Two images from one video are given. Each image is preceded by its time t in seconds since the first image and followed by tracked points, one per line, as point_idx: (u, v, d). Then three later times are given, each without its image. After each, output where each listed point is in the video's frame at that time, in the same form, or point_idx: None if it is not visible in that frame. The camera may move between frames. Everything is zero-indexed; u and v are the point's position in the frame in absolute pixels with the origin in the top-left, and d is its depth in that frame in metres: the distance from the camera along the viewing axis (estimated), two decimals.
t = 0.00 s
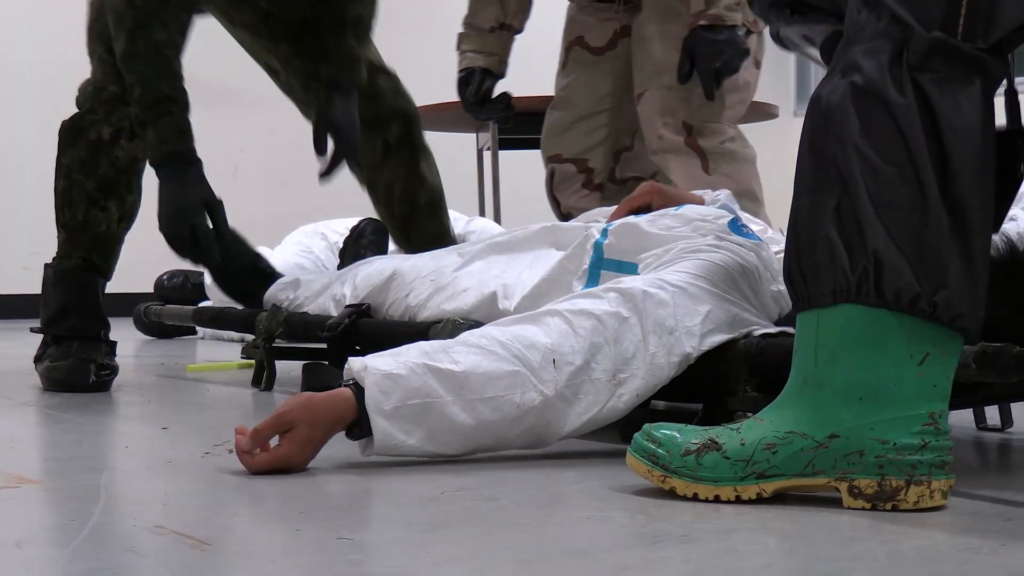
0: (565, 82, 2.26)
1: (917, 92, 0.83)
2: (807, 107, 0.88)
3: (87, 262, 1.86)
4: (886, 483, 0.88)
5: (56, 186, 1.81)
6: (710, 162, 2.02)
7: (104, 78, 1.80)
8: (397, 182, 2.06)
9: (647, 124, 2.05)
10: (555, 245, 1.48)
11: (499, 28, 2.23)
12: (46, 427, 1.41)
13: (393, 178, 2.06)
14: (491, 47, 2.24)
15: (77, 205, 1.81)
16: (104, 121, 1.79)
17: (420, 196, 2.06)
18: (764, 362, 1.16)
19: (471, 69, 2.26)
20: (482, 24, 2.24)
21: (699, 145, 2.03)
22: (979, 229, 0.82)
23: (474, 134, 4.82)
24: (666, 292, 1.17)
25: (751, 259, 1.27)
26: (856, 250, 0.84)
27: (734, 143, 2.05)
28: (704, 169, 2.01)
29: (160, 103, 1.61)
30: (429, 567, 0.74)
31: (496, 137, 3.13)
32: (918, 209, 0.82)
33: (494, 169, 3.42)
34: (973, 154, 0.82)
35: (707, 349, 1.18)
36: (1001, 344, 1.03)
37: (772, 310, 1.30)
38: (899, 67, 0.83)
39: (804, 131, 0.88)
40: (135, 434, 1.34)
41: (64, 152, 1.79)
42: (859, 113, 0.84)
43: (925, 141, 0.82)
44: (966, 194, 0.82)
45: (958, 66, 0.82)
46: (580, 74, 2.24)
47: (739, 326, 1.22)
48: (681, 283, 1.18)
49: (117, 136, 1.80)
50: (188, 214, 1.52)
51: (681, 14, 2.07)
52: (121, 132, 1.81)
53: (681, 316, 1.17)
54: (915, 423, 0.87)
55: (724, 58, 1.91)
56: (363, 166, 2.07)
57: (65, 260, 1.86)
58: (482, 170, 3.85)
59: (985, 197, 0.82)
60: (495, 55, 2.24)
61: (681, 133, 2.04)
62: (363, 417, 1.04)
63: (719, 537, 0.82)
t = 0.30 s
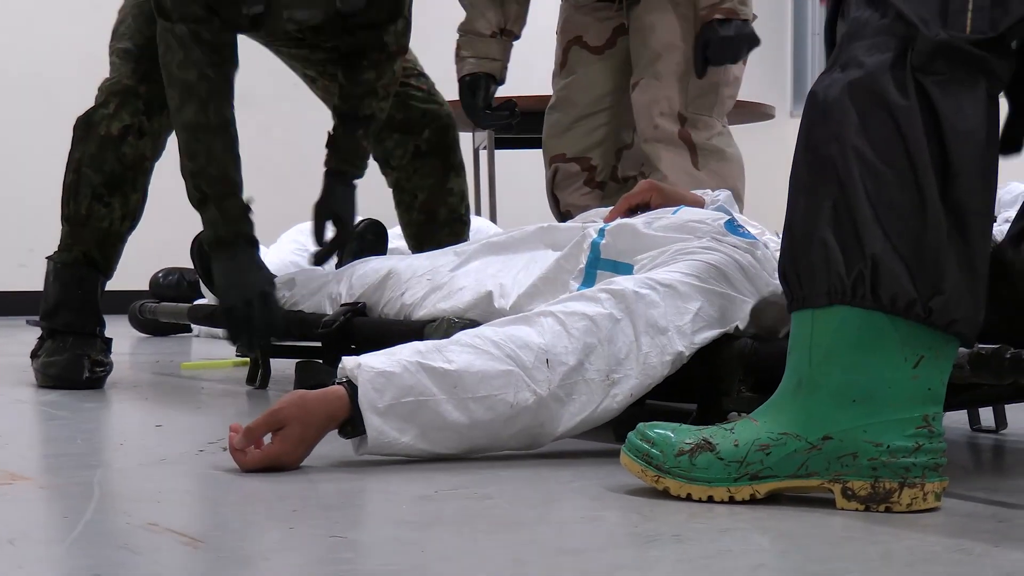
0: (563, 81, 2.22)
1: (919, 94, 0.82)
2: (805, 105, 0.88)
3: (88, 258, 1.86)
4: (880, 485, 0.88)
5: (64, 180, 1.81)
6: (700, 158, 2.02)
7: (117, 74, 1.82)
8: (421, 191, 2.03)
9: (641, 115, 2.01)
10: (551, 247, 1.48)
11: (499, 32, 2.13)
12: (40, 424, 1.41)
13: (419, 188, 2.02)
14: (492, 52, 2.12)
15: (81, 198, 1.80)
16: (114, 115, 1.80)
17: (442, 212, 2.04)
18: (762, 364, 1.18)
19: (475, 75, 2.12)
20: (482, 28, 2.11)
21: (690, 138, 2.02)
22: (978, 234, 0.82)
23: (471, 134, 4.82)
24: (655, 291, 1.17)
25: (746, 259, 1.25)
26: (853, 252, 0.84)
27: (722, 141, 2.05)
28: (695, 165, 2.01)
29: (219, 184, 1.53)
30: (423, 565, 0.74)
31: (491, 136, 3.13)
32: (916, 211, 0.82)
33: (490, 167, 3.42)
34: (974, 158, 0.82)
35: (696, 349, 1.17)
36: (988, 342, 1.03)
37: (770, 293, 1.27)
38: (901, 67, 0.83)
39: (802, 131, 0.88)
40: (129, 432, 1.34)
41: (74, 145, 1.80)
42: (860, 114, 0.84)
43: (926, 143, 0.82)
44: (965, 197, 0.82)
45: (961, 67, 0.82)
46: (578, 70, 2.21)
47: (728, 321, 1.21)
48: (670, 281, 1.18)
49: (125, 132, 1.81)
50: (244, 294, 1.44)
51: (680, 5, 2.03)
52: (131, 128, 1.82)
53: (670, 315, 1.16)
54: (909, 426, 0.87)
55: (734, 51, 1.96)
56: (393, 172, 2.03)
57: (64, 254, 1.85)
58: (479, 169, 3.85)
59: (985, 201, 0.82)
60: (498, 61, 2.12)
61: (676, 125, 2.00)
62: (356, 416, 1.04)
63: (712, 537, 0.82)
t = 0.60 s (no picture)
0: (564, 77, 2.22)
1: (923, 94, 0.82)
2: (810, 103, 0.88)
3: (73, 261, 1.86)
4: (868, 483, 0.89)
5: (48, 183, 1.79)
6: (702, 166, 2.02)
7: (98, 74, 1.76)
8: (394, 196, 1.99)
9: (645, 119, 2.00)
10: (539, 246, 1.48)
11: (512, 32, 2.08)
12: (29, 423, 1.41)
13: (390, 192, 1.99)
14: (506, 51, 2.07)
15: (66, 201, 1.78)
16: (97, 117, 1.76)
17: (416, 214, 2.00)
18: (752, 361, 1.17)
19: (484, 73, 2.06)
20: (495, 27, 2.07)
21: (693, 146, 2.01)
22: (977, 237, 0.82)
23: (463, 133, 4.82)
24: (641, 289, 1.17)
25: (735, 255, 1.25)
26: (849, 249, 0.84)
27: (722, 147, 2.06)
28: (696, 172, 2.01)
29: (234, 225, 1.57)
30: (411, 564, 0.74)
31: (481, 136, 3.14)
32: (914, 212, 0.82)
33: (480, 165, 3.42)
34: (977, 161, 0.82)
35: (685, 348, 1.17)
36: (999, 346, 1.03)
37: (761, 295, 1.25)
38: (907, 67, 0.83)
39: (806, 128, 0.88)
40: (118, 431, 1.34)
41: (57, 148, 1.77)
42: (863, 112, 0.84)
43: (928, 144, 0.82)
44: (965, 199, 0.82)
45: (967, 70, 0.82)
46: (579, 70, 2.21)
47: (717, 320, 1.21)
48: (659, 281, 1.18)
49: (109, 135, 1.77)
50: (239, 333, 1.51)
51: (693, 11, 2.00)
52: (115, 131, 1.78)
53: (658, 315, 1.17)
54: (899, 425, 0.87)
55: (741, 71, 1.92)
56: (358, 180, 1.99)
57: (51, 258, 1.85)
58: (469, 168, 3.85)
59: (987, 205, 0.82)
60: (510, 60, 2.07)
61: (679, 131, 1.99)
62: (345, 414, 1.04)
63: (700, 536, 0.82)
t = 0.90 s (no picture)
0: (579, 76, 2.20)
1: (922, 98, 0.83)
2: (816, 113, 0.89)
3: (68, 261, 1.86)
4: (857, 482, 0.89)
5: (41, 183, 1.80)
6: (706, 169, 2.00)
7: (91, 74, 1.78)
8: (382, 201, 1.99)
9: (652, 119, 2.00)
10: (535, 246, 1.49)
11: (515, 37, 2.03)
12: (26, 424, 1.40)
13: (378, 197, 1.99)
14: (508, 55, 2.02)
15: (60, 201, 1.79)
16: (89, 117, 1.76)
17: (406, 218, 1.99)
18: (746, 363, 1.17)
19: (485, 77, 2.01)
20: (497, 29, 2.02)
21: (699, 147, 2.00)
22: (975, 239, 0.82)
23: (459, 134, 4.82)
24: (635, 289, 1.17)
25: (731, 255, 1.26)
26: (843, 248, 0.84)
27: (732, 147, 2.04)
28: (700, 173, 1.99)
29: (173, 187, 1.63)
30: (408, 564, 0.74)
31: (479, 136, 3.13)
32: (910, 213, 0.82)
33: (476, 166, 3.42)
34: (975, 165, 0.81)
35: (682, 348, 1.17)
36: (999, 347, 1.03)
37: (758, 295, 1.24)
38: (908, 72, 0.84)
39: (811, 136, 0.89)
40: (115, 432, 1.34)
41: (51, 148, 1.77)
42: (865, 117, 0.85)
43: (926, 147, 0.82)
44: (963, 200, 0.82)
45: (967, 73, 0.82)
46: (596, 68, 2.18)
47: (714, 321, 1.22)
48: (655, 281, 1.18)
49: (101, 135, 1.78)
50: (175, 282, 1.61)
51: (701, 10, 1.99)
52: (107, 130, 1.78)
53: (654, 314, 1.17)
54: (889, 423, 0.87)
55: (748, 81, 1.88)
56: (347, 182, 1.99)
57: (45, 259, 1.85)
58: (465, 170, 3.85)
59: (985, 209, 0.82)
60: (511, 65, 2.02)
61: (685, 133, 1.99)
62: (341, 414, 1.04)
63: (697, 536, 0.82)
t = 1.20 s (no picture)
0: (588, 75, 2.19)
1: (905, 94, 0.83)
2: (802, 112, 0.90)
3: (65, 262, 1.86)
4: (854, 473, 0.88)
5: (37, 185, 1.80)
6: (707, 171, 2.00)
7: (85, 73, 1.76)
8: (375, 205, 1.99)
9: (656, 119, 2.01)
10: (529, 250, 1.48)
11: (484, 41, 1.94)
12: (25, 426, 1.40)
13: (371, 201, 1.98)
14: (472, 55, 1.92)
15: (56, 202, 1.79)
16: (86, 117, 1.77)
17: (400, 221, 2.00)
18: (744, 361, 1.16)
19: (444, 73, 1.90)
20: (470, 30, 1.93)
21: (701, 148, 2.00)
22: (964, 231, 0.82)
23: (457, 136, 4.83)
24: (633, 290, 1.17)
25: (730, 256, 1.26)
26: (834, 246, 0.85)
27: (737, 151, 2.03)
28: (701, 176, 1.99)
29: (142, 138, 1.61)
30: (407, 566, 0.74)
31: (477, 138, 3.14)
32: (898, 208, 0.83)
33: (475, 168, 3.43)
34: (960, 158, 0.81)
35: (682, 348, 1.17)
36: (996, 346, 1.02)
37: (756, 296, 1.23)
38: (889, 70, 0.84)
39: (797, 136, 0.89)
40: (115, 434, 1.33)
41: (46, 149, 1.77)
42: (850, 115, 0.85)
43: (910, 142, 0.82)
44: (949, 192, 0.82)
45: (946, 68, 0.82)
46: (605, 66, 2.17)
47: (713, 321, 1.22)
48: (653, 282, 1.18)
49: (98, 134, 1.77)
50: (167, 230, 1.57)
51: (708, 10, 1.99)
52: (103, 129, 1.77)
53: (653, 314, 1.17)
54: (884, 415, 0.86)
55: (758, 98, 1.82)
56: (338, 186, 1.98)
57: (43, 260, 1.85)
58: (464, 171, 3.85)
59: (974, 201, 0.82)
60: (476, 66, 1.92)
61: (688, 134, 1.99)
62: (340, 415, 1.05)
63: (697, 537, 0.82)
